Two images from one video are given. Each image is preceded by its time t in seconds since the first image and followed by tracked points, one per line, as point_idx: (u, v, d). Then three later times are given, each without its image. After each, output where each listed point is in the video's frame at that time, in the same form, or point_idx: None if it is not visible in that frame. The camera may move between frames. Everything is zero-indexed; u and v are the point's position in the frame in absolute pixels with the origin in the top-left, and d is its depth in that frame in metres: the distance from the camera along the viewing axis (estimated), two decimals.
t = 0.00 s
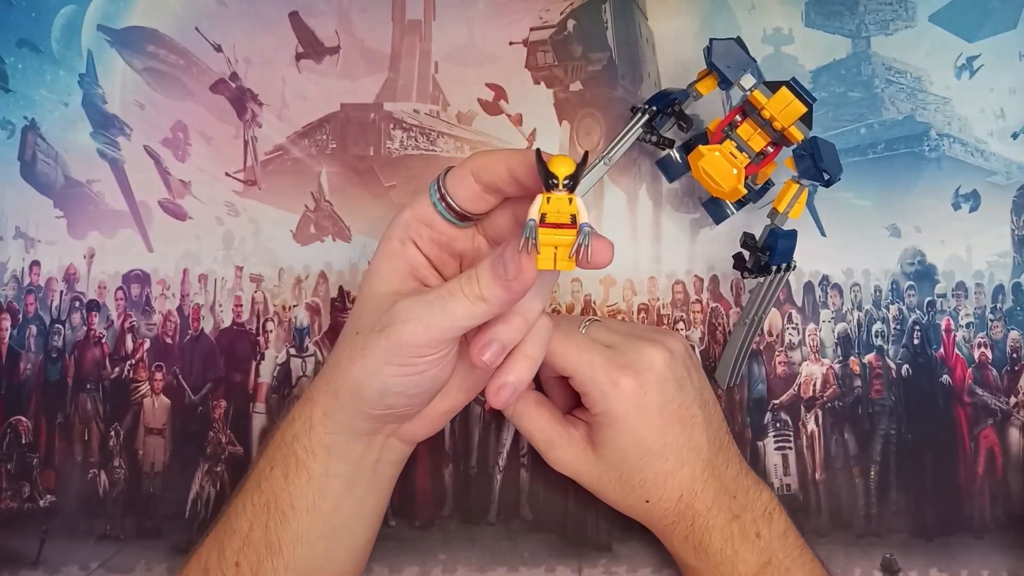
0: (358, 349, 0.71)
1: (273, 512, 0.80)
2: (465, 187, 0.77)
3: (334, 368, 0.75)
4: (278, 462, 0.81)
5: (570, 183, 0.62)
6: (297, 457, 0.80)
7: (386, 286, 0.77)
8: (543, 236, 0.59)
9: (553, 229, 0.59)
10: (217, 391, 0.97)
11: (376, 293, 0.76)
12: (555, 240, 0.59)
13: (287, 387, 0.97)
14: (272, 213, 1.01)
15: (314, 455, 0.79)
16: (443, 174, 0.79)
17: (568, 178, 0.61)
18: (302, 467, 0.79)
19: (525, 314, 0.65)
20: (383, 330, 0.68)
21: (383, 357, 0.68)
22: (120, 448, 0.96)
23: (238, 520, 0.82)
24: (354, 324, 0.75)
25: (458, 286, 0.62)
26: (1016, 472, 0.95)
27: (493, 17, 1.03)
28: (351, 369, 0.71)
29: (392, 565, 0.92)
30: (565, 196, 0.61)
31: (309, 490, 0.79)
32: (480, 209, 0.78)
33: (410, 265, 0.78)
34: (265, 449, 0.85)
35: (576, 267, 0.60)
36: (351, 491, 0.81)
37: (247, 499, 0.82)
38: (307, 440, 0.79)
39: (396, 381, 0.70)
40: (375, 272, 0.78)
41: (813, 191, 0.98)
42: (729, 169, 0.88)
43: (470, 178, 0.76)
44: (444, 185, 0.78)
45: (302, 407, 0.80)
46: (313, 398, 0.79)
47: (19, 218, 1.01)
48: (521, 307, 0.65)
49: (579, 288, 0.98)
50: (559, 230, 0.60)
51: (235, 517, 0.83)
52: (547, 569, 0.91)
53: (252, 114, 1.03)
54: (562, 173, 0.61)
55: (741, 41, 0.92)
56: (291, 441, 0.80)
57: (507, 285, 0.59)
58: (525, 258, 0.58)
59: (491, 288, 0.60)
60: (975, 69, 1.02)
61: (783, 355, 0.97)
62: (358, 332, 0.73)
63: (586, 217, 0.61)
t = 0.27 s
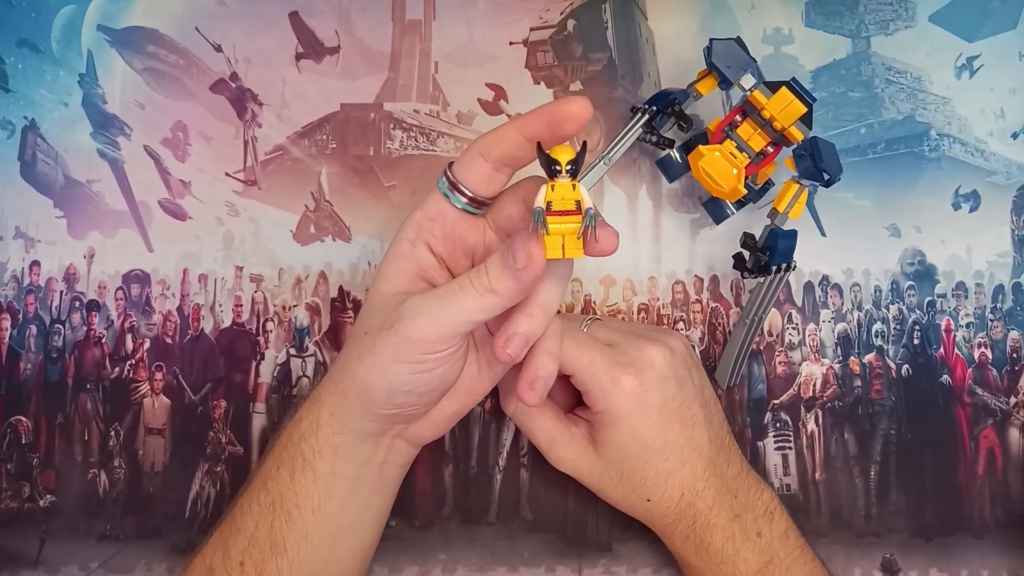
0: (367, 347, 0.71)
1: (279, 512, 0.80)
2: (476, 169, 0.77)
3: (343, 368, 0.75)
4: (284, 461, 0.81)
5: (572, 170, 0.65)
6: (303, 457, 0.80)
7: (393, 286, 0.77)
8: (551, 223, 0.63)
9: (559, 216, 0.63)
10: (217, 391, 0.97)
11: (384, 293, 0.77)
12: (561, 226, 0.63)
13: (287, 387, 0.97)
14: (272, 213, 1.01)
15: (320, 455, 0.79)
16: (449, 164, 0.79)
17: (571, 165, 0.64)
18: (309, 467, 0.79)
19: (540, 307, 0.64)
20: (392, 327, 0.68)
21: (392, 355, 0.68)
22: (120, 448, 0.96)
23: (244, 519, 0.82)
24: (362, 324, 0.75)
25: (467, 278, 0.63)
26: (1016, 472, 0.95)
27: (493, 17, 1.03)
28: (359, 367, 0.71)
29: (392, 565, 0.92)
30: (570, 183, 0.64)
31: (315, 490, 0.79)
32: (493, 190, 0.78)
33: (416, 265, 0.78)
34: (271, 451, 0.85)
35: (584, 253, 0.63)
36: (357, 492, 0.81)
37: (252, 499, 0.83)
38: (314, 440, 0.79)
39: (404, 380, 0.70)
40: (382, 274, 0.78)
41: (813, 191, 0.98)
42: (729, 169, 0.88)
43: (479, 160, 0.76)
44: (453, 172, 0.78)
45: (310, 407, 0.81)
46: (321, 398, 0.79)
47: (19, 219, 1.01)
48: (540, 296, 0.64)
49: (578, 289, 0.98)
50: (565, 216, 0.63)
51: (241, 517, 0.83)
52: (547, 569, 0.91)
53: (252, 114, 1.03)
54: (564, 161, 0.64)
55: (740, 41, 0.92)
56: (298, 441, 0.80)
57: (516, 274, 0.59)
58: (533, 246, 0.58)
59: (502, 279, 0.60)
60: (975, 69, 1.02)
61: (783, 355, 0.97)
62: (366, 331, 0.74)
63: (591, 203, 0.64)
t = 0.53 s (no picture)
0: (365, 348, 0.70)
1: (277, 514, 0.80)
2: (476, 168, 0.77)
3: (341, 368, 0.74)
4: (283, 463, 0.81)
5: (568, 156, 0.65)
6: (302, 459, 0.79)
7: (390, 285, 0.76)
8: (543, 210, 0.64)
9: (553, 204, 0.64)
10: (216, 391, 0.97)
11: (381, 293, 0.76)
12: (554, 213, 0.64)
13: (286, 387, 0.97)
14: (272, 213, 1.01)
15: (319, 457, 0.78)
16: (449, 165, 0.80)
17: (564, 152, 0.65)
18: (307, 469, 0.79)
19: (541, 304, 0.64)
20: (389, 326, 0.68)
21: (390, 354, 0.68)
22: (119, 448, 0.96)
23: (243, 521, 0.82)
24: (360, 325, 0.75)
25: (465, 272, 0.62)
26: (1017, 472, 0.95)
27: (492, 16, 1.03)
28: (358, 367, 0.71)
29: (392, 566, 0.91)
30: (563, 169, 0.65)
31: (314, 493, 0.79)
32: (493, 189, 0.79)
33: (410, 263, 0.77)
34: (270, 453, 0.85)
35: (577, 241, 0.64)
36: (356, 493, 0.80)
37: (251, 501, 0.82)
38: (312, 441, 0.79)
39: (402, 380, 0.70)
40: (380, 273, 0.77)
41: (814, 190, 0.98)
42: (729, 169, 0.88)
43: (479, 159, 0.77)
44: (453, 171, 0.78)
45: (308, 409, 0.80)
46: (319, 399, 0.78)
47: (18, 218, 1.01)
48: (541, 293, 0.64)
49: (578, 289, 0.98)
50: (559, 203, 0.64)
51: (240, 518, 0.82)
52: (547, 570, 0.91)
53: (251, 113, 1.03)
54: (557, 148, 0.65)
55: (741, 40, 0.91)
56: (297, 443, 0.80)
57: (513, 264, 0.59)
58: (530, 235, 0.59)
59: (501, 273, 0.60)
60: (976, 68, 1.02)
61: (784, 355, 0.97)
62: (364, 332, 0.73)
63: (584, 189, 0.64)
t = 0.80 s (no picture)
0: (366, 351, 0.71)
1: (278, 519, 0.80)
2: (479, 168, 0.78)
3: (341, 373, 0.75)
4: (285, 466, 0.82)
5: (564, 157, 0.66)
6: (303, 463, 0.80)
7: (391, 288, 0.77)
8: (544, 209, 0.64)
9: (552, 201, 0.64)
10: (218, 391, 0.97)
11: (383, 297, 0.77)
12: (554, 211, 0.64)
13: (288, 387, 0.97)
14: (273, 213, 1.01)
15: (320, 462, 0.79)
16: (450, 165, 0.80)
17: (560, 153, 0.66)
18: (308, 474, 0.79)
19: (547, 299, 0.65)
20: (388, 331, 0.68)
21: (390, 358, 0.68)
22: (122, 447, 0.97)
23: (244, 525, 0.83)
24: (361, 329, 0.76)
25: (465, 273, 0.63)
26: (1015, 471, 0.96)
27: (493, 17, 1.03)
28: (358, 371, 0.72)
29: (393, 565, 0.92)
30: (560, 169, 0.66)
31: (315, 497, 0.79)
32: (495, 189, 0.79)
33: (414, 267, 0.79)
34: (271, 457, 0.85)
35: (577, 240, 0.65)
36: (357, 497, 0.81)
37: (252, 505, 0.83)
38: (313, 446, 0.79)
39: (401, 383, 0.70)
40: (381, 278, 0.79)
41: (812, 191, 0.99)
42: (728, 170, 0.88)
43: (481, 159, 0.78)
44: (454, 172, 0.79)
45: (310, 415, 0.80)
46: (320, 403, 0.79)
47: (21, 219, 1.01)
48: (548, 288, 0.66)
49: (578, 288, 0.99)
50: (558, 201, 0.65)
51: (241, 522, 0.83)
52: (547, 569, 0.92)
53: (253, 114, 1.03)
54: (553, 148, 0.66)
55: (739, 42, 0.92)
56: (298, 447, 0.81)
57: (513, 264, 0.60)
58: (531, 235, 0.59)
59: (501, 273, 0.61)
60: (973, 69, 1.03)
61: (782, 355, 0.98)
62: (365, 335, 0.74)
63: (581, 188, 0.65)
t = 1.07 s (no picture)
0: (360, 349, 0.71)
1: (275, 518, 0.80)
2: (466, 164, 0.77)
3: (337, 372, 0.75)
4: (280, 466, 0.81)
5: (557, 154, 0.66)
6: (298, 462, 0.80)
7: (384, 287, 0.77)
8: (542, 210, 0.64)
9: (548, 201, 0.64)
10: (216, 391, 0.97)
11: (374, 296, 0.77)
12: (550, 211, 0.64)
13: (287, 387, 0.97)
14: (272, 213, 1.01)
15: (316, 461, 0.79)
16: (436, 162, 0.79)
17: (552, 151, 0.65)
18: (304, 472, 0.79)
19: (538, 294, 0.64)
20: (383, 327, 0.68)
21: (386, 354, 0.68)
22: (120, 447, 0.96)
23: (239, 527, 0.81)
24: (354, 327, 0.75)
25: (459, 269, 0.63)
26: (1017, 472, 0.95)
27: (492, 16, 1.03)
28: (354, 369, 0.71)
29: (392, 566, 0.91)
30: (554, 168, 0.65)
31: (311, 496, 0.79)
32: (482, 185, 0.78)
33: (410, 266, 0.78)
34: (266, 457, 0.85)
35: (576, 237, 0.65)
36: (355, 495, 0.80)
37: (249, 505, 0.82)
38: (308, 444, 0.79)
39: (398, 380, 0.70)
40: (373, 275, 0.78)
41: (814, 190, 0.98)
42: (729, 169, 0.88)
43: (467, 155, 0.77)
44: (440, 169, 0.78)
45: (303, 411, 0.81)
46: (314, 402, 0.79)
47: (18, 218, 1.01)
48: (537, 284, 0.64)
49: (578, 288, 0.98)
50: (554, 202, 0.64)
51: (237, 524, 0.82)
52: (547, 570, 0.91)
53: (251, 113, 1.03)
54: (544, 148, 0.65)
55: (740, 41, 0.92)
56: (293, 447, 0.81)
57: (512, 262, 0.59)
58: (531, 234, 0.59)
59: (497, 269, 0.60)
60: (975, 68, 1.02)
61: (783, 355, 0.97)
62: (358, 333, 0.74)
63: (577, 184, 0.65)
